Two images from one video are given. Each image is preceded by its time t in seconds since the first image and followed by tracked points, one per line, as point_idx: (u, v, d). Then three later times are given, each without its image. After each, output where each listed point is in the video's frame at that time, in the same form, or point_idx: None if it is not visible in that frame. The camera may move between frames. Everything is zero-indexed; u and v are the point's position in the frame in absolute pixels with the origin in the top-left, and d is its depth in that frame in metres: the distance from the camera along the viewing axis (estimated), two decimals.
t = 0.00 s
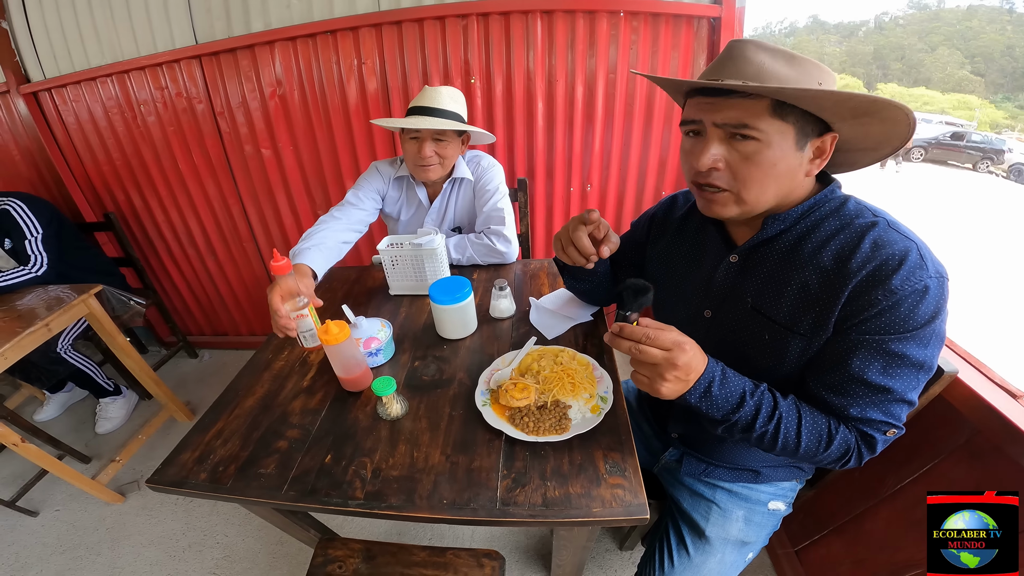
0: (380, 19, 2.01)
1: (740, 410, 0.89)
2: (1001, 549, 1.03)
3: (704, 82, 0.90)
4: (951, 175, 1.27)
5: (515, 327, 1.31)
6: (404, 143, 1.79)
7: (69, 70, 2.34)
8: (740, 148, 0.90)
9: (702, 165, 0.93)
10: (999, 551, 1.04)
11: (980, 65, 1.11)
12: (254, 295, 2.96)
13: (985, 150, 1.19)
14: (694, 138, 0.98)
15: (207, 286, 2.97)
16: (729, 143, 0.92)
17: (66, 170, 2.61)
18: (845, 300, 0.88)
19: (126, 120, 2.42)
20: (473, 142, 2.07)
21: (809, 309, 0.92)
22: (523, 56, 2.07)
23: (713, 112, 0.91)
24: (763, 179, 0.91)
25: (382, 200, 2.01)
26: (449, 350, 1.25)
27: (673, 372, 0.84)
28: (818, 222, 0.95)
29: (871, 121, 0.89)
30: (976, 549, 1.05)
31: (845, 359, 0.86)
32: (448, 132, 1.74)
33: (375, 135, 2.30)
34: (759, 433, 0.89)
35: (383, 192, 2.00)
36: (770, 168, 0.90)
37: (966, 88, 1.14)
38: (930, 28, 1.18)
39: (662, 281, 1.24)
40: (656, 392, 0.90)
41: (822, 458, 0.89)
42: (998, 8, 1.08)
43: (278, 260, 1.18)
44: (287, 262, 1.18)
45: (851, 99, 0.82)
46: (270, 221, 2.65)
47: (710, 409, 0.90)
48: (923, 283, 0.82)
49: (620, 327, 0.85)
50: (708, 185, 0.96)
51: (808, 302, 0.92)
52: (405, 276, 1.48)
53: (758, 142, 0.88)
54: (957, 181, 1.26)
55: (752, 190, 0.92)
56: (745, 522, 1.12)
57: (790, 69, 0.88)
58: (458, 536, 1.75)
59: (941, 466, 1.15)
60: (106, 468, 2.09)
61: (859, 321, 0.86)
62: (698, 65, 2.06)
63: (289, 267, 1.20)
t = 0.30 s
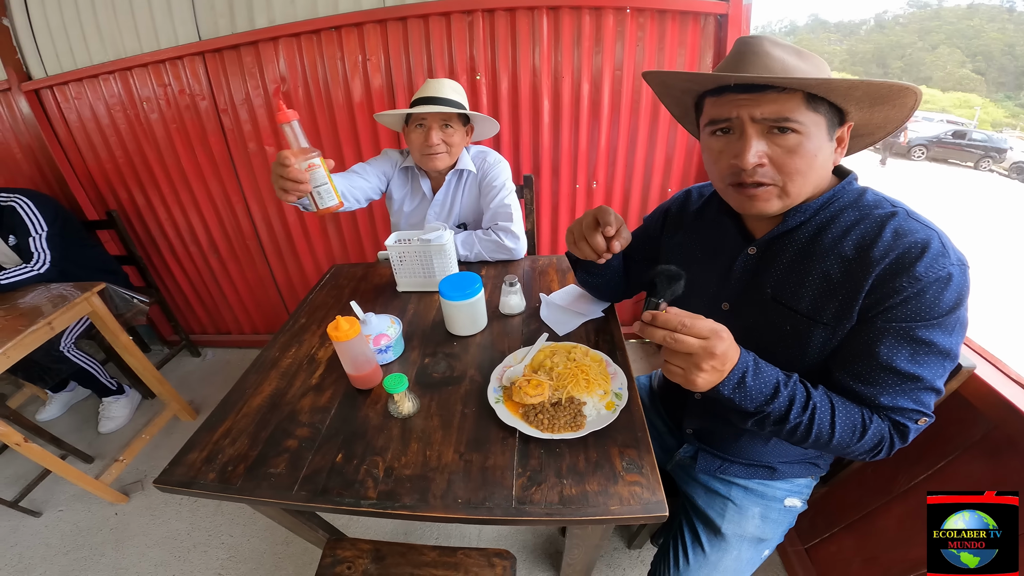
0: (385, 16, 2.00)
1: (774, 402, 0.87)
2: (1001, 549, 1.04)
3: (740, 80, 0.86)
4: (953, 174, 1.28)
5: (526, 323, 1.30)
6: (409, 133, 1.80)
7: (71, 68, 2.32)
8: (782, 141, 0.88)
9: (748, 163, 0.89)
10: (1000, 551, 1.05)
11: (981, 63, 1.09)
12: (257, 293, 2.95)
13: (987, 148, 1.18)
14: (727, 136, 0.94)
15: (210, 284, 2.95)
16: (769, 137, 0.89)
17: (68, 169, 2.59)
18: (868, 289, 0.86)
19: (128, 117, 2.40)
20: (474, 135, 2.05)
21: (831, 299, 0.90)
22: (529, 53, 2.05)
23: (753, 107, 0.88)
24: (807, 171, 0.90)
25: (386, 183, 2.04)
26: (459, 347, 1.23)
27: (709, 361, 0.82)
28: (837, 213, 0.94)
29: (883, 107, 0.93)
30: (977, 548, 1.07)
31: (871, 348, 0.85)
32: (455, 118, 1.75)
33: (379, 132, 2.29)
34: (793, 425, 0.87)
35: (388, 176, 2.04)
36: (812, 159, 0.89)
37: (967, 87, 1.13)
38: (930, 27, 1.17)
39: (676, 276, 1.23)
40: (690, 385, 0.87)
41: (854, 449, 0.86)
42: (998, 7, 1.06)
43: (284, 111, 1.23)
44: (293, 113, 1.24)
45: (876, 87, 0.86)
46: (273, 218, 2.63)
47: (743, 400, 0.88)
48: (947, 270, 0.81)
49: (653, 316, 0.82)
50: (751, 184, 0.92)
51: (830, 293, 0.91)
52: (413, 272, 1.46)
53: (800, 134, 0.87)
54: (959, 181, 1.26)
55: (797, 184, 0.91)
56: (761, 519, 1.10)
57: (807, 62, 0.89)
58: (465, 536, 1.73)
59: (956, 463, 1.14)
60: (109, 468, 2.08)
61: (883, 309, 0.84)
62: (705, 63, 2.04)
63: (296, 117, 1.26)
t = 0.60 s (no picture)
0: (387, 13, 1.98)
1: (793, 398, 0.86)
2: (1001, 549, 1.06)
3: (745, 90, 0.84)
4: (952, 169, 1.29)
5: (534, 321, 1.29)
6: (418, 132, 1.79)
7: (71, 67, 2.31)
8: (790, 147, 0.86)
9: (755, 170, 0.88)
10: (1000, 551, 1.06)
11: (979, 59, 1.12)
12: (260, 292, 2.94)
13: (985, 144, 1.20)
14: (734, 141, 0.93)
15: (212, 284, 2.94)
16: (776, 143, 0.88)
17: (69, 169, 2.58)
18: (884, 284, 0.86)
19: (129, 117, 2.39)
20: (482, 131, 2.05)
21: (847, 294, 0.90)
22: (532, 51, 2.04)
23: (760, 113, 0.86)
24: (815, 176, 0.89)
25: (394, 179, 2.02)
26: (467, 345, 1.23)
27: (730, 361, 0.82)
28: (849, 209, 0.93)
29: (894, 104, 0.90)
30: (977, 548, 1.08)
31: (887, 342, 0.84)
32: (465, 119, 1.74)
33: (383, 131, 2.29)
34: (812, 420, 0.87)
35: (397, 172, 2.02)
36: (820, 164, 0.88)
37: (965, 84, 1.15)
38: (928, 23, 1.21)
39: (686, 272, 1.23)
40: (710, 384, 0.87)
41: (872, 443, 0.86)
42: (996, 4, 1.09)
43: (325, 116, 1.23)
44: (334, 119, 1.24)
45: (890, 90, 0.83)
46: (276, 217, 2.62)
47: (761, 397, 0.87)
48: (961, 264, 0.81)
49: (674, 316, 0.82)
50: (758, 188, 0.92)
51: (845, 288, 0.90)
52: (419, 270, 1.46)
53: (808, 141, 0.85)
54: (957, 176, 1.28)
55: (805, 187, 0.90)
56: (773, 516, 1.10)
57: (816, 64, 0.86)
58: (472, 535, 1.73)
59: (966, 458, 1.14)
60: (115, 469, 2.07)
61: (899, 303, 0.84)
62: (707, 60, 2.03)
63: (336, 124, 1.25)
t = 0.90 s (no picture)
0: (383, 9, 1.96)
1: (805, 396, 0.85)
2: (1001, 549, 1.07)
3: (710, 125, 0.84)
4: (950, 162, 1.28)
5: (539, 319, 1.28)
6: (425, 133, 1.76)
7: (62, 67, 2.27)
8: (766, 169, 0.86)
9: (731, 189, 0.90)
10: (1000, 551, 1.08)
11: (975, 53, 1.12)
12: (260, 292, 2.92)
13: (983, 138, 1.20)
14: (719, 152, 0.92)
15: (211, 285, 2.92)
16: (755, 163, 0.87)
17: (63, 171, 2.55)
18: (900, 279, 0.85)
19: (124, 117, 2.36)
20: (488, 128, 2.03)
21: (863, 288, 0.89)
22: (531, 47, 2.02)
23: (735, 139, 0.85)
24: (795, 193, 0.88)
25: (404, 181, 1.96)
26: (472, 344, 1.21)
27: (739, 363, 0.81)
28: (864, 203, 0.92)
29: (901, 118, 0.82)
30: (977, 548, 1.09)
31: (904, 337, 0.84)
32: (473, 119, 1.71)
33: (381, 129, 2.26)
34: (825, 417, 0.86)
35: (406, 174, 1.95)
36: (801, 183, 0.86)
37: (960, 78, 1.15)
38: (923, 16, 1.21)
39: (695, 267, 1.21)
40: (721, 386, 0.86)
41: (886, 439, 0.86)
42: None
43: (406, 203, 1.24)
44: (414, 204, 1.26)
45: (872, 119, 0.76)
46: (275, 216, 2.60)
47: (773, 396, 0.87)
48: (978, 259, 0.80)
49: (682, 321, 0.80)
50: (739, 198, 0.94)
51: (860, 283, 0.89)
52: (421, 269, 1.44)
53: (785, 165, 0.84)
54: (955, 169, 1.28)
55: (784, 202, 0.90)
56: (785, 512, 1.10)
57: (804, 79, 0.80)
58: (478, 535, 1.71)
59: (976, 453, 1.13)
60: (118, 472, 2.05)
61: (916, 298, 0.83)
62: (708, 55, 2.01)
63: (416, 209, 1.27)
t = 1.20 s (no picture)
0: (378, 6, 1.93)
1: (818, 388, 0.85)
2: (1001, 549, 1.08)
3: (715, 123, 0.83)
4: (942, 155, 1.28)
5: (543, 316, 1.26)
6: (427, 131, 1.73)
7: (53, 68, 2.24)
8: (772, 166, 0.85)
9: (736, 185, 0.89)
10: (1000, 551, 1.09)
11: (966, 47, 1.13)
12: (259, 293, 2.90)
13: (976, 131, 1.20)
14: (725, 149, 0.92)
15: (209, 286, 2.89)
16: (760, 159, 0.86)
17: (56, 174, 2.52)
18: (910, 270, 0.84)
19: (116, 118, 2.33)
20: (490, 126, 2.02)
21: (872, 280, 0.88)
22: (528, 43, 2.00)
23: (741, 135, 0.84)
24: (800, 189, 0.87)
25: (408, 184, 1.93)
26: (476, 342, 1.20)
27: (753, 357, 0.80)
28: (871, 195, 0.91)
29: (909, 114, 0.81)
30: (976, 549, 1.10)
31: (914, 327, 0.83)
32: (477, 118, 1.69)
33: (378, 127, 2.25)
34: (839, 410, 0.85)
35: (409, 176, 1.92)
36: (806, 180, 0.85)
37: (953, 70, 1.17)
38: (913, 10, 1.20)
39: (700, 261, 1.21)
40: (733, 380, 0.85)
41: (900, 430, 0.85)
42: None
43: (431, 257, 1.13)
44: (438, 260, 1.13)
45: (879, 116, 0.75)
46: (272, 216, 2.58)
47: (786, 389, 0.86)
48: (987, 250, 0.79)
49: (694, 316, 0.79)
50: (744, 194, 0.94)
51: (869, 274, 0.88)
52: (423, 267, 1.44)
53: (790, 161, 0.83)
54: (950, 162, 1.28)
55: (789, 198, 0.89)
56: (795, 506, 1.09)
57: (810, 75, 0.79)
58: (484, 534, 1.70)
59: (984, 445, 1.12)
60: (120, 476, 2.03)
61: (926, 289, 0.82)
62: (706, 49, 2.00)
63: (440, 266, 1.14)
